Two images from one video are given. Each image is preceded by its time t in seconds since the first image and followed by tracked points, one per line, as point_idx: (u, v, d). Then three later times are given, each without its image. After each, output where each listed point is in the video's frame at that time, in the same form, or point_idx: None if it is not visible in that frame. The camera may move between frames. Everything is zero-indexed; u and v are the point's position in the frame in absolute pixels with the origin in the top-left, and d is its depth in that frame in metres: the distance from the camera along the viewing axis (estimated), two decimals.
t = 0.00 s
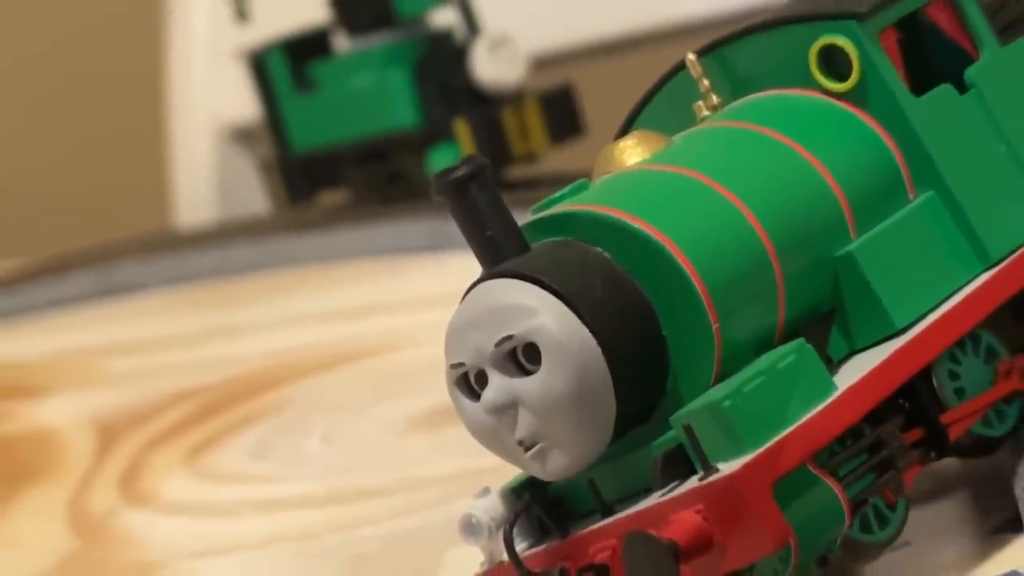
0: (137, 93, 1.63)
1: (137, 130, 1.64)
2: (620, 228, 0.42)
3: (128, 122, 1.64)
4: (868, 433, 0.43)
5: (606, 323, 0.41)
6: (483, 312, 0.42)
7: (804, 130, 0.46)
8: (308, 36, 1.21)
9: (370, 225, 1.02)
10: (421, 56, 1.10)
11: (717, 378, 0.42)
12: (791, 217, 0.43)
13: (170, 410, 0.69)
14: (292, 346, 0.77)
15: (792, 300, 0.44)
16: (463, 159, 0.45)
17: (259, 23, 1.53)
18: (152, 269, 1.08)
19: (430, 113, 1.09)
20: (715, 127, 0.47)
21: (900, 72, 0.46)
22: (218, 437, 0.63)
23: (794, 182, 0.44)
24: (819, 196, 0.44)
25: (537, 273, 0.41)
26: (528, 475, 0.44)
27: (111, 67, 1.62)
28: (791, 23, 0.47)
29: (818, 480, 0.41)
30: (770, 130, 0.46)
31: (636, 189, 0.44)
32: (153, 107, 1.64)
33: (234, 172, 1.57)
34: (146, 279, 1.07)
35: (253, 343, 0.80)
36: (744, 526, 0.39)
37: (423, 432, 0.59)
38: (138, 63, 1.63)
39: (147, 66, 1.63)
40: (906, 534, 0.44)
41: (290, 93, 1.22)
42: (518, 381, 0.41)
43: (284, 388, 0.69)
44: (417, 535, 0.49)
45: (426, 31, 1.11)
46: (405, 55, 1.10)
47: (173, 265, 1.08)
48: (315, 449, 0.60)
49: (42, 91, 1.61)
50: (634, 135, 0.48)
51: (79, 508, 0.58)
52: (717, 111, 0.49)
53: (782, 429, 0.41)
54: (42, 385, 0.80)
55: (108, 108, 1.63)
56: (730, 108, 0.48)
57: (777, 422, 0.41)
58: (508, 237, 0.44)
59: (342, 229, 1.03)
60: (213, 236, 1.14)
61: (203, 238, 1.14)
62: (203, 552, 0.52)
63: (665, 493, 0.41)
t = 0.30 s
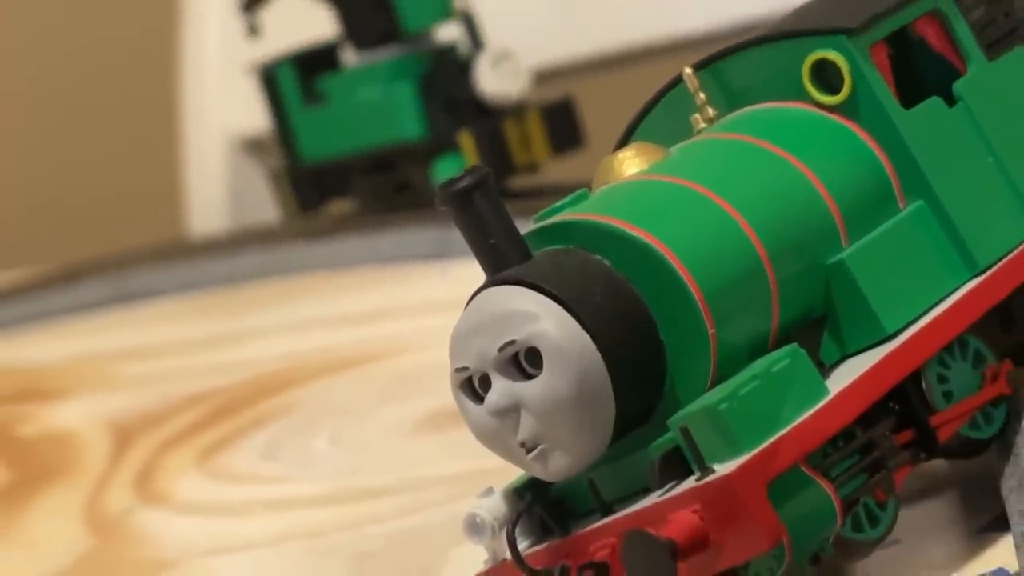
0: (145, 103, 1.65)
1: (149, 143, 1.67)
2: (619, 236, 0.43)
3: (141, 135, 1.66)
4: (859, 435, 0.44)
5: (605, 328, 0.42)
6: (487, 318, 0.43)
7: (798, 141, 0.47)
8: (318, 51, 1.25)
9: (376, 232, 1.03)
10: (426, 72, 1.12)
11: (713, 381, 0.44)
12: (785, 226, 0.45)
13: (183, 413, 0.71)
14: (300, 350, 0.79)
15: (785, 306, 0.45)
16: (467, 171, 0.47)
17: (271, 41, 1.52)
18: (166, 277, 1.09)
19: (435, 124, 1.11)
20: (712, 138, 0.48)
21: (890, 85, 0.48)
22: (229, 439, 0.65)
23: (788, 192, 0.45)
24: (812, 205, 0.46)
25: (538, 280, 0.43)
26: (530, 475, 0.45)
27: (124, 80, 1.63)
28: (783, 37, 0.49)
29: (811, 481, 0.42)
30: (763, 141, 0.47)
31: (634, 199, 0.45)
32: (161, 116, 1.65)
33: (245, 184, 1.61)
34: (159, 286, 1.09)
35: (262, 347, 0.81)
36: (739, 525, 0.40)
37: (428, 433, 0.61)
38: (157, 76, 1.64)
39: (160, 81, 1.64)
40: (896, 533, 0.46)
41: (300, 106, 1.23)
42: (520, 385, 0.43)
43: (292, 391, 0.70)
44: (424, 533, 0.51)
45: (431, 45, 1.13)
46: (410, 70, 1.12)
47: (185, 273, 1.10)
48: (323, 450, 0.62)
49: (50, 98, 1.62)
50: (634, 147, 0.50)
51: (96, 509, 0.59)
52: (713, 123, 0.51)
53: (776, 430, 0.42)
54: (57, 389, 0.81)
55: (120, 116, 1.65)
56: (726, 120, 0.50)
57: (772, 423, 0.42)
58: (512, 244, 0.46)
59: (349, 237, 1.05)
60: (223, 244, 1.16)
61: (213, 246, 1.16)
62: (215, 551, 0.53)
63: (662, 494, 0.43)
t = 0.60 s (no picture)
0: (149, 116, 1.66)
1: (151, 168, 1.81)
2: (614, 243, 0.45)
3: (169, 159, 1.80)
4: (848, 436, 0.46)
5: (603, 332, 0.43)
6: (489, 322, 0.45)
7: (787, 152, 0.49)
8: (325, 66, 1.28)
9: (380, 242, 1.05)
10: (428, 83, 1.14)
11: (706, 384, 0.45)
12: (774, 233, 0.46)
13: (195, 413, 0.72)
14: (307, 355, 0.80)
15: (776, 310, 0.47)
16: (468, 181, 0.48)
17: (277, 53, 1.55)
18: (176, 284, 1.11)
19: (437, 135, 1.14)
20: (703, 149, 0.50)
21: (874, 98, 0.50)
22: (240, 439, 0.67)
23: (777, 200, 0.47)
24: (800, 214, 0.47)
25: (538, 285, 0.44)
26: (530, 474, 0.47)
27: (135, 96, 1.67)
28: (774, 52, 0.51)
29: (801, 480, 0.44)
30: (754, 152, 0.49)
31: (629, 207, 0.47)
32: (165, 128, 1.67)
33: (257, 192, 1.60)
34: (169, 291, 1.10)
35: (269, 352, 0.83)
36: (732, 523, 0.42)
37: (433, 433, 0.62)
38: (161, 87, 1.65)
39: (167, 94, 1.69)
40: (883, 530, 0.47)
41: (308, 120, 1.25)
42: (523, 387, 0.44)
43: (300, 393, 0.72)
44: (428, 529, 0.52)
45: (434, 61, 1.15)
46: (408, 82, 1.14)
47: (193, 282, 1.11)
48: (331, 448, 0.63)
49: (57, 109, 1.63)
50: (630, 158, 0.52)
51: (111, 505, 0.61)
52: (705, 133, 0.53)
53: (769, 428, 0.44)
54: (70, 391, 0.83)
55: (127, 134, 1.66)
56: (720, 131, 0.52)
57: (761, 424, 0.44)
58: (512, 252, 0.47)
59: (352, 247, 1.07)
60: (229, 254, 1.18)
61: (221, 256, 1.18)
62: (226, 545, 0.55)
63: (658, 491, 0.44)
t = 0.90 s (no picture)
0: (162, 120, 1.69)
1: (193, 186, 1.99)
2: (616, 252, 0.47)
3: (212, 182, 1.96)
4: (842, 439, 0.47)
5: (604, 339, 0.45)
6: (494, 329, 0.46)
7: (783, 164, 0.51)
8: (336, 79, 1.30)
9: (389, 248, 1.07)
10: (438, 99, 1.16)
11: (705, 389, 0.47)
12: (771, 242, 0.48)
13: (212, 416, 0.74)
14: (318, 360, 0.82)
15: (773, 318, 0.48)
16: (476, 194, 0.50)
17: (291, 68, 1.58)
18: (193, 289, 1.14)
19: (444, 147, 1.15)
20: (703, 162, 0.52)
21: (868, 112, 0.51)
22: (254, 442, 0.69)
23: (774, 211, 0.49)
24: (797, 224, 0.49)
25: (542, 293, 0.46)
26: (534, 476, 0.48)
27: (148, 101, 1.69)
28: (770, 67, 0.52)
29: (797, 482, 0.45)
30: (751, 164, 0.51)
31: (629, 219, 0.48)
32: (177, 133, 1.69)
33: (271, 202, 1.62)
34: (187, 298, 1.13)
35: (282, 356, 0.85)
36: (730, 523, 0.43)
37: (441, 436, 0.64)
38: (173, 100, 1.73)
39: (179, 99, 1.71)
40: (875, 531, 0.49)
41: (319, 131, 1.28)
42: (527, 392, 0.46)
43: (313, 397, 0.74)
44: (436, 530, 0.54)
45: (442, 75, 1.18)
46: (421, 96, 1.17)
47: (208, 286, 1.13)
48: (342, 452, 0.65)
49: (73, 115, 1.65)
50: (631, 170, 0.53)
51: (130, 506, 0.63)
52: (705, 147, 0.55)
53: (766, 433, 0.45)
54: (93, 396, 0.85)
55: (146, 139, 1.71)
56: (717, 144, 0.53)
57: (759, 428, 0.45)
58: (516, 261, 0.49)
59: (362, 254, 1.09)
60: (243, 259, 1.20)
61: (234, 261, 1.20)
62: (240, 545, 0.57)
63: (658, 492, 0.46)
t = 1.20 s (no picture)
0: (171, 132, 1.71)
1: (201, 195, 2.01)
2: (614, 261, 0.48)
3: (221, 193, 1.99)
4: (833, 441, 0.48)
5: (604, 344, 0.47)
6: (498, 334, 0.48)
7: (776, 176, 0.52)
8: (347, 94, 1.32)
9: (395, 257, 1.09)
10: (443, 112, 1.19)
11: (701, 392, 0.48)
12: (764, 250, 0.50)
13: (225, 419, 0.76)
14: (327, 365, 0.84)
15: (767, 323, 0.50)
16: (480, 204, 0.52)
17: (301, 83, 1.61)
18: (206, 297, 1.16)
19: (449, 159, 1.17)
20: (699, 174, 0.53)
21: (858, 125, 0.53)
22: (265, 444, 0.70)
23: (767, 221, 0.50)
24: (789, 233, 0.51)
25: (544, 300, 0.47)
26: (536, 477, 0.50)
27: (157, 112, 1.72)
28: (763, 82, 0.54)
29: (790, 482, 0.46)
30: (746, 176, 0.52)
31: (627, 228, 0.50)
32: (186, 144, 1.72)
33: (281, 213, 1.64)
34: (201, 305, 1.15)
35: (291, 361, 0.87)
36: (726, 521, 0.45)
37: (446, 437, 0.66)
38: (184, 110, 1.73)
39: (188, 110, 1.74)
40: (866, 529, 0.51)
41: (329, 145, 1.30)
42: (530, 395, 0.47)
43: (322, 400, 0.76)
44: (442, 528, 0.56)
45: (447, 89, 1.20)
46: (426, 109, 1.19)
47: (219, 295, 1.15)
48: (350, 453, 0.67)
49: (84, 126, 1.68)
50: (629, 181, 0.55)
51: (145, 505, 0.65)
52: (701, 159, 0.57)
53: (760, 436, 0.46)
54: (109, 400, 0.87)
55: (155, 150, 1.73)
56: (713, 156, 0.55)
57: (753, 430, 0.46)
58: (518, 268, 0.51)
59: (369, 263, 1.11)
60: (252, 268, 1.22)
61: (245, 270, 1.22)
62: (252, 543, 0.58)
63: (656, 492, 0.47)
